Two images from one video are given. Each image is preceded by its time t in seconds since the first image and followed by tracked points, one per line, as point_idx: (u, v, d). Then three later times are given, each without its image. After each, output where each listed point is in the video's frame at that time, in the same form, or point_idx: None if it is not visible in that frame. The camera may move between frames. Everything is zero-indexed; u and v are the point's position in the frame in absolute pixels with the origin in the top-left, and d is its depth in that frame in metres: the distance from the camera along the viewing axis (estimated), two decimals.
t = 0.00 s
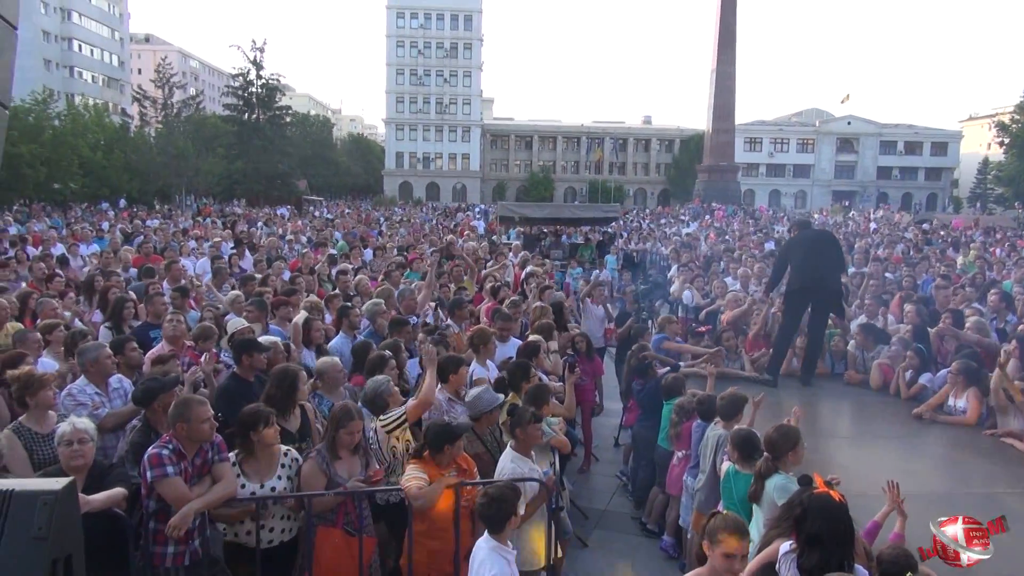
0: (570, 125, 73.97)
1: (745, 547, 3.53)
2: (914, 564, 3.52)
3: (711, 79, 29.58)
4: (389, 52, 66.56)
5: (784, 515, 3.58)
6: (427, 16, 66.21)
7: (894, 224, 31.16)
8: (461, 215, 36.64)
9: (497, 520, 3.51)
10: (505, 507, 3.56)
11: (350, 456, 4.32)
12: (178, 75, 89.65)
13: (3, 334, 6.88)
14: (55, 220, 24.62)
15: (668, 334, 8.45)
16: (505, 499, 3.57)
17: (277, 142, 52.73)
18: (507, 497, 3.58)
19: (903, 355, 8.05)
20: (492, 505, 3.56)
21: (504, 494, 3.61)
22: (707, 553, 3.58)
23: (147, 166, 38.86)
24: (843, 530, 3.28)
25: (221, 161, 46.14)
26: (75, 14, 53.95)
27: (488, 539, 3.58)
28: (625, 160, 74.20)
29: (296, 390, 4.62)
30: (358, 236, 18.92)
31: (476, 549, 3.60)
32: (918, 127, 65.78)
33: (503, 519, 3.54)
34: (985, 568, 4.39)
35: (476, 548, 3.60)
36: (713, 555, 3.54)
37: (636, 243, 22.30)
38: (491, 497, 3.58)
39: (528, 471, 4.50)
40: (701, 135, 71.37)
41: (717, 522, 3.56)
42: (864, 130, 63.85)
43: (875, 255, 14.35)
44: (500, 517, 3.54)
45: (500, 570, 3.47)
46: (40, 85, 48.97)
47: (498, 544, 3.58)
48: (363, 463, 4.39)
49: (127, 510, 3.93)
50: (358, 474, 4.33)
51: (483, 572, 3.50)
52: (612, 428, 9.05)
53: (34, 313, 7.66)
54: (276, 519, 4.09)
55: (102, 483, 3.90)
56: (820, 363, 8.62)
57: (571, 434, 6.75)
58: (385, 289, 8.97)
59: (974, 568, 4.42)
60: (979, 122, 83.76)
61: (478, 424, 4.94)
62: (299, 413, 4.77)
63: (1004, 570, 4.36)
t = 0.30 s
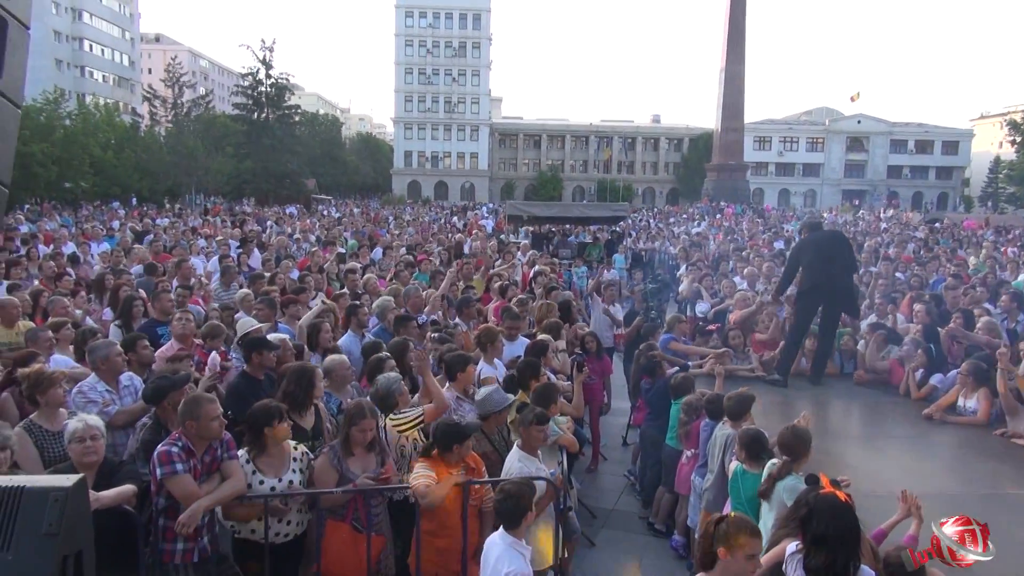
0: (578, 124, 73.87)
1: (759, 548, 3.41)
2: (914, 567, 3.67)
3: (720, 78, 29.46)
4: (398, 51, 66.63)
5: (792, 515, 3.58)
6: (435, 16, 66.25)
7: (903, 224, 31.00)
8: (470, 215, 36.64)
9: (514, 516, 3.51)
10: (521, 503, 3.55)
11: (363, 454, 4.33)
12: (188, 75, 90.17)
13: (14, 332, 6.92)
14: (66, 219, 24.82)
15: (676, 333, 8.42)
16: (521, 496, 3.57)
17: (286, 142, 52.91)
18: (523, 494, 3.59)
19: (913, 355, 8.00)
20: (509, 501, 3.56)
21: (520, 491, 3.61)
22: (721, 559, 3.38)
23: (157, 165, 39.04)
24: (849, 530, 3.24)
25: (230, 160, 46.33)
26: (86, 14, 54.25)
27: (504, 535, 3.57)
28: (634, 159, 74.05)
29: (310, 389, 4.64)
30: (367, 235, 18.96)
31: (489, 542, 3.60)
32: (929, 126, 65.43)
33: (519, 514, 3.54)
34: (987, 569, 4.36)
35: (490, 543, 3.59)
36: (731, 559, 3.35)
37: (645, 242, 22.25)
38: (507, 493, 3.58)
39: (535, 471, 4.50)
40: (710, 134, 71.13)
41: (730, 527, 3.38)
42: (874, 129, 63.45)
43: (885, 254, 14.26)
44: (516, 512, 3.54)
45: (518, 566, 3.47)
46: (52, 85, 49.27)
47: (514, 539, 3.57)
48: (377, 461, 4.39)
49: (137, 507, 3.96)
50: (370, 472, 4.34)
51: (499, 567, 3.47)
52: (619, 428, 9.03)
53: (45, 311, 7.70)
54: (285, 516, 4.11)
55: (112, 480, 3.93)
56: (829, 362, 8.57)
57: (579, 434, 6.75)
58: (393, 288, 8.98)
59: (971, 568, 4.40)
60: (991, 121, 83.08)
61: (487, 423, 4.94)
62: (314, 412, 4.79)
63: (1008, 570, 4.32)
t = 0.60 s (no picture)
0: (585, 124, 73.82)
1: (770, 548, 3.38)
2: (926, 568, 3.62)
3: (728, 77, 29.40)
4: (404, 51, 66.75)
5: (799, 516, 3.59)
6: (443, 16, 66.36)
7: (912, 222, 30.84)
8: (478, 215, 36.65)
9: (533, 512, 3.51)
10: (539, 500, 3.55)
11: (376, 454, 4.34)
12: (197, 75, 90.60)
13: (25, 332, 6.98)
14: (76, 220, 24.98)
15: (685, 333, 8.40)
16: (540, 492, 3.57)
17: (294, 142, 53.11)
18: (545, 490, 3.58)
19: (924, 353, 7.96)
20: (528, 497, 3.56)
21: (540, 487, 3.60)
22: (732, 561, 3.34)
23: (167, 166, 39.25)
24: (855, 530, 3.23)
25: (237, 160, 46.52)
26: (95, 16, 54.58)
27: (523, 530, 3.57)
28: (641, 158, 73.94)
29: (319, 388, 4.65)
30: (375, 235, 19.01)
31: (509, 537, 3.59)
32: (938, 124, 65.06)
33: (538, 512, 3.54)
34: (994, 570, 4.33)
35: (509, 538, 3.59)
36: (742, 560, 3.31)
37: (653, 242, 22.21)
38: (528, 490, 3.58)
39: (544, 470, 4.49)
40: (718, 133, 70.93)
41: (736, 528, 3.36)
42: (883, 127, 63.14)
43: (894, 253, 14.21)
44: (534, 508, 3.54)
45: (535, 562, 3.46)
46: (62, 86, 49.60)
47: (531, 534, 3.56)
48: (391, 460, 4.39)
49: (147, 506, 3.98)
50: (381, 471, 4.34)
51: (520, 564, 3.46)
52: (627, 427, 9.03)
53: (55, 311, 7.75)
54: (294, 517, 4.12)
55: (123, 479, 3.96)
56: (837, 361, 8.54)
57: (586, 433, 6.75)
58: (400, 287, 8.99)
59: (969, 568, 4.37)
60: (1001, 119, 82.51)
61: (496, 423, 4.94)
62: (321, 411, 4.80)
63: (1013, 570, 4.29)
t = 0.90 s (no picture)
0: (593, 123, 73.74)
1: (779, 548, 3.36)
2: (939, 567, 3.54)
3: (736, 76, 29.31)
4: (412, 51, 66.82)
5: (807, 516, 3.59)
6: (450, 15, 66.41)
7: (922, 220, 30.69)
8: (485, 214, 36.66)
9: (554, 506, 3.53)
10: (558, 493, 3.57)
11: (385, 454, 4.35)
12: (205, 75, 91.05)
13: (36, 332, 7.02)
14: (85, 220, 25.14)
15: (693, 332, 8.37)
16: (560, 487, 3.58)
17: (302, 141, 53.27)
18: (564, 483, 3.60)
19: (933, 352, 7.91)
20: (548, 490, 3.59)
21: (560, 480, 3.62)
22: (739, 560, 3.34)
23: (176, 166, 39.42)
24: (864, 530, 3.21)
25: (246, 160, 46.71)
26: (104, 16, 54.82)
27: (544, 523, 3.60)
28: (649, 157, 73.78)
29: (321, 388, 4.65)
30: (382, 235, 19.04)
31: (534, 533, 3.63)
32: (948, 122, 64.69)
33: (558, 505, 3.56)
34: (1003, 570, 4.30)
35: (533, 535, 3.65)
36: (748, 560, 3.31)
37: (660, 241, 22.16)
38: (548, 483, 3.60)
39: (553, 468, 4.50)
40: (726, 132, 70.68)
41: (747, 526, 3.35)
42: (892, 125, 62.81)
43: (903, 252, 14.14)
44: (553, 501, 3.56)
45: (562, 555, 3.50)
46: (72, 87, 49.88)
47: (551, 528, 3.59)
48: (399, 460, 4.41)
49: (157, 505, 4.01)
50: (390, 471, 4.35)
51: (543, 557, 3.51)
52: (634, 427, 9.01)
53: (65, 311, 7.80)
54: (302, 516, 4.13)
55: (132, 479, 3.98)
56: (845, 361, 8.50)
57: (594, 433, 6.74)
58: (408, 287, 9.01)
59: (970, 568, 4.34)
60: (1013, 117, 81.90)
61: (505, 423, 4.93)
62: (325, 410, 4.80)
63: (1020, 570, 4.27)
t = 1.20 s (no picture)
0: (599, 122, 73.64)
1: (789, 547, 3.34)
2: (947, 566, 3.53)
3: (743, 74, 29.21)
4: (418, 51, 66.84)
5: (817, 514, 3.59)
6: (456, 15, 66.41)
7: (930, 218, 30.53)
8: (491, 214, 36.65)
9: (581, 498, 3.55)
10: (582, 485, 3.59)
11: (391, 455, 4.35)
12: (212, 76, 91.34)
13: (47, 333, 7.06)
14: (93, 220, 25.25)
15: (701, 331, 8.33)
16: (585, 478, 3.60)
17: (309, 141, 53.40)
18: (589, 476, 3.62)
19: (942, 351, 7.87)
20: (571, 483, 3.61)
21: (585, 474, 3.64)
22: (747, 560, 3.33)
23: (183, 167, 39.52)
24: (873, 530, 3.20)
25: (253, 160, 46.84)
26: (112, 18, 55.10)
27: (568, 511, 3.62)
28: (656, 156, 73.60)
29: (324, 389, 4.65)
30: (389, 235, 19.05)
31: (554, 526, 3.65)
32: (957, 120, 64.33)
33: (582, 496, 3.58)
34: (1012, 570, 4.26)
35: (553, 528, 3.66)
36: (757, 560, 3.30)
37: (667, 240, 22.10)
38: (573, 476, 3.62)
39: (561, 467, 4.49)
40: (733, 131, 70.44)
41: (756, 527, 3.34)
42: (900, 123, 62.53)
43: (912, 251, 14.05)
44: (577, 493, 3.58)
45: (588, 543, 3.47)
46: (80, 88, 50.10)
47: (576, 517, 3.60)
48: (404, 460, 4.42)
49: (166, 506, 4.03)
50: (397, 472, 4.35)
51: (571, 543, 3.50)
52: (642, 427, 8.98)
53: (75, 312, 7.84)
54: (310, 515, 4.14)
55: (142, 478, 4.01)
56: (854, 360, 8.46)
57: (602, 433, 6.72)
58: (416, 286, 9.03)
59: (977, 566, 4.31)
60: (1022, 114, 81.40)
61: (514, 422, 4.92)
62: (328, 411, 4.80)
63: None
